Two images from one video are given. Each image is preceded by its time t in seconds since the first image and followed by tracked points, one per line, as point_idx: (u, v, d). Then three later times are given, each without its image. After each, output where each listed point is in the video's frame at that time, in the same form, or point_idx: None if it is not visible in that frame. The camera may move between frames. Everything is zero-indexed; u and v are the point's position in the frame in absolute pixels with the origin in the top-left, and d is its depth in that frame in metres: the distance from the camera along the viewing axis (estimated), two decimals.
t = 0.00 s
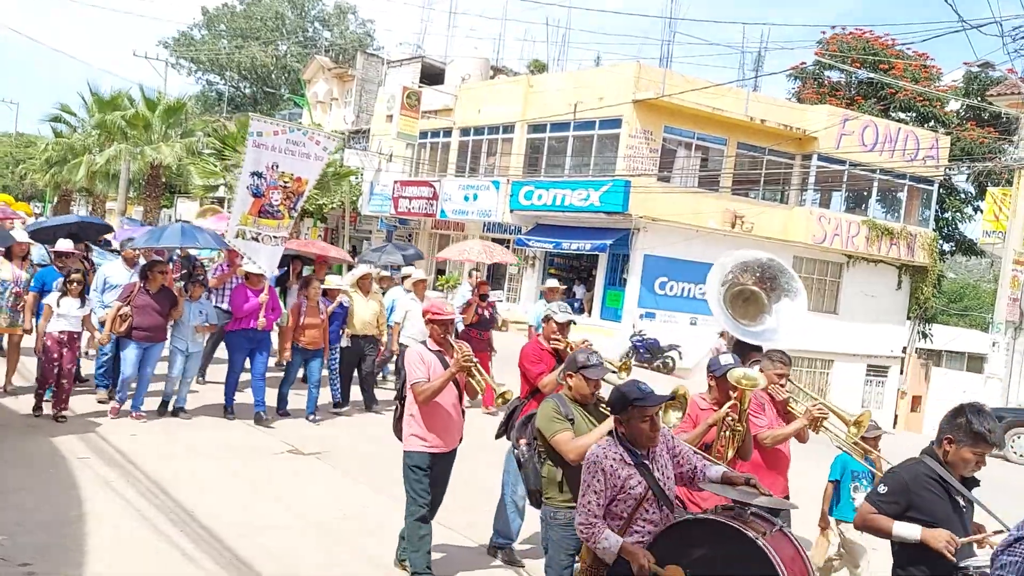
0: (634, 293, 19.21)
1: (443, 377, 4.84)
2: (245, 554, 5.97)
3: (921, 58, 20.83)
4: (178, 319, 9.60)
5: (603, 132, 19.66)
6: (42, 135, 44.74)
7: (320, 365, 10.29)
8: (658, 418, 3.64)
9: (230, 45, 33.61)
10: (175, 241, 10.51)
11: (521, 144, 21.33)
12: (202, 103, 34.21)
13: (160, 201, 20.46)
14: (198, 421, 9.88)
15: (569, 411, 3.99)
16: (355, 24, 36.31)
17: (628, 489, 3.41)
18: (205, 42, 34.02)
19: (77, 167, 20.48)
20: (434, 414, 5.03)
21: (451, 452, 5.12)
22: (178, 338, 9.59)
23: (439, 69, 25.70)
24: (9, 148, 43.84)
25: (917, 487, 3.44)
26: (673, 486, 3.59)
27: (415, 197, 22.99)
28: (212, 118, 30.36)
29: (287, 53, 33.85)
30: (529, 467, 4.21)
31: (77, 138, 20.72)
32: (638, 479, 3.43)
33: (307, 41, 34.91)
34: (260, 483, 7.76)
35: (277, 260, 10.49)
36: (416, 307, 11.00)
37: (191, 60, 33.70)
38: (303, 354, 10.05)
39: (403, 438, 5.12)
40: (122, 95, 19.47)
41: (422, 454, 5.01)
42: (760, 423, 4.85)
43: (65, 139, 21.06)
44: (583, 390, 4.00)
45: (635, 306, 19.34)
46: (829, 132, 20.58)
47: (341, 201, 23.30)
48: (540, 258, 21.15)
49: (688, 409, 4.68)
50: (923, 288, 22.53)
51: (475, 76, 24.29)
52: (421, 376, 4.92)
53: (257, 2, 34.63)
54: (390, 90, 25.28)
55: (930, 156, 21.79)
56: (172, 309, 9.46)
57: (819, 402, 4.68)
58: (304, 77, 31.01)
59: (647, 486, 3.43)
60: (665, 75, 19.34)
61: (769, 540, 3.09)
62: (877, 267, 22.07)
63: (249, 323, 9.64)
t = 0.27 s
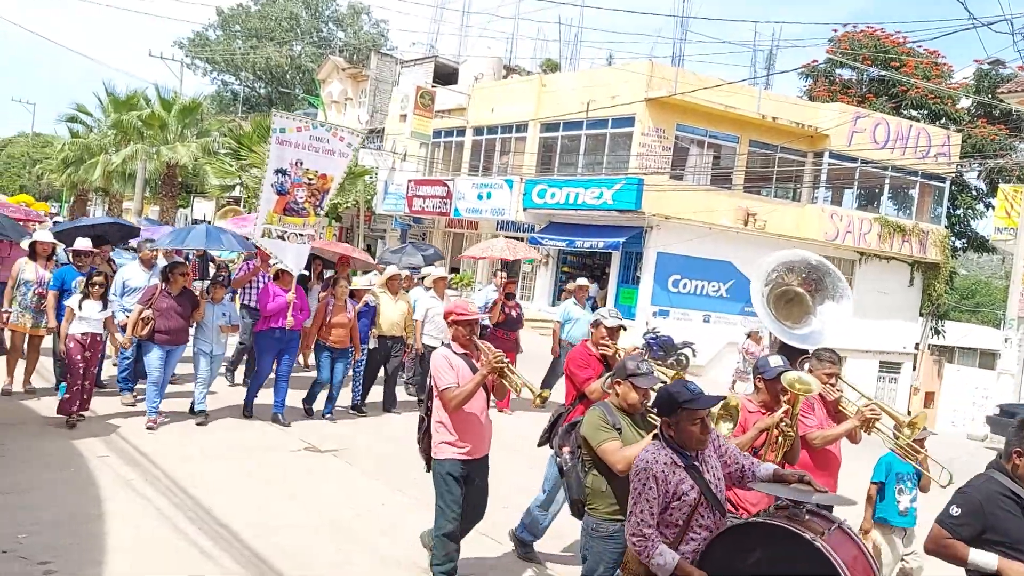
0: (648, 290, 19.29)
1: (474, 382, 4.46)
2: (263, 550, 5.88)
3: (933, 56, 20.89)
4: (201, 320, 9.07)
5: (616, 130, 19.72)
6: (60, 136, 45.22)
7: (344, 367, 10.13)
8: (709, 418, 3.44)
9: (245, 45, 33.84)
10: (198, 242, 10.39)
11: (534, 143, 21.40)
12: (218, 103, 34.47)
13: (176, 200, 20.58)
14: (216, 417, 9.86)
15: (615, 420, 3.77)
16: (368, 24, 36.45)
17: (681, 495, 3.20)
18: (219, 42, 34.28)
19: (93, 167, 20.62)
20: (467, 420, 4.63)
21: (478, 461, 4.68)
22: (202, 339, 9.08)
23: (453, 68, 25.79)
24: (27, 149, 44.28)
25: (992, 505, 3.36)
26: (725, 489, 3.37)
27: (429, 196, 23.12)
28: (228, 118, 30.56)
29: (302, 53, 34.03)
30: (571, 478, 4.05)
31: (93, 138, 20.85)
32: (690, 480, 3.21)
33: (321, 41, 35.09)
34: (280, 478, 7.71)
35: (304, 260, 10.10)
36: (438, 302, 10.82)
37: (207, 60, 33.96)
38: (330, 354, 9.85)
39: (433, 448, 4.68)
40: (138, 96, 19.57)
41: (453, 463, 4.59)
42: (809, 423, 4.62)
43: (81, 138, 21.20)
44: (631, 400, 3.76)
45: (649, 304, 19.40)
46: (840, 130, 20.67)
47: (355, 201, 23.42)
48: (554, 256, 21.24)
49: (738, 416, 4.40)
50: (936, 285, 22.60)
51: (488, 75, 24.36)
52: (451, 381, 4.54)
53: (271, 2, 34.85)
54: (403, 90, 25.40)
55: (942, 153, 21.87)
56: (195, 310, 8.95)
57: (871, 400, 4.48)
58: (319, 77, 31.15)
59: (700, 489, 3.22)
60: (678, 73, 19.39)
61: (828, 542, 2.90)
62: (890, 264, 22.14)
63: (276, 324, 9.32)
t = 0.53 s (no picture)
0: (662, 289, 19.28)
1: (507, 387, 4.35)
2: (281, 551, 5.89)
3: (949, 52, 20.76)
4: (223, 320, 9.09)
5: (630, 129, 19.72)
6: (77, 137, 45.73)
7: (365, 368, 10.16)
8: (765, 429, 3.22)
9: (260, 46, 34.06)
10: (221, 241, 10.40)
11: (548, 142, 21.43)
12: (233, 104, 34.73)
13: (192, 201, 20.73)
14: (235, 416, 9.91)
15: (678, 430, 3.72)
16: (382, 24, 36.58)
17: (733, 508, 2.97)
18: (234, 43, 34.56)
19: (111, 168, 20.80)
20: (499, 425, 4.48)
21: (511, 465, 4.55)
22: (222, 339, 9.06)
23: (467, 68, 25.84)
24: (45, 151, 44.79)
25: None
26: (780, 505, 3.12)
27: (443, 196, 23.22)
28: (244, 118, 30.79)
29: (317, 54, 34.21)
30: (633, 489, 3.95)
31: (110, 140, 21.02)
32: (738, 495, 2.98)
33: (336, 42, 35.25)
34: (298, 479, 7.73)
35: (325, 259, 10.15)
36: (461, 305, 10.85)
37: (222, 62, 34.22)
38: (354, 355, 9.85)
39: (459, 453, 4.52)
40: (154, 97, 19.73)
41: (485, 468, 4.44)
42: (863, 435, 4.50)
43: (99, 140, 21.39)
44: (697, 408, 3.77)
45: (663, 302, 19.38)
46: (856, 128, 20.58)
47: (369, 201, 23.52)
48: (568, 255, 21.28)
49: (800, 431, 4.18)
50: (953, 283, 22.46)
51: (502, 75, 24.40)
52: (483, 383, 4.41)
53: (286, 4, 35.06)
54: (418, 90, 25.49)
55: (959, 150, 21.75)
56: (216, 309, 8.98)
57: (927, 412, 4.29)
58: (333, 78, 31.32)
59: (754, 505, 2.99)
60: (692, 71, 19.34)
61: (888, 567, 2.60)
62: (907, 261, 22.04)
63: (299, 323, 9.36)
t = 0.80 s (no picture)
0: (667, 288, 19.15)
1: (538, 398, 4.13)
2: (287, 552, 5.88)
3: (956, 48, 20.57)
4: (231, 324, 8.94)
5: (635, 128, 19.65)
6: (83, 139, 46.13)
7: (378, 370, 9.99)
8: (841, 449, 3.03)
9: (265, 48, 34.23)
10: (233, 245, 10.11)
11: (553, 142, 21.41)
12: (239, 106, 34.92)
13: (199, 202, 20.84)
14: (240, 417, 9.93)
15: (725, 438, 3.47)
16: (386, 24, 36.70)
17: (802, 529, 2.79)
18: (239, 45, 34.75)
19: (118, 170, 20.95)
20: (523, 434, 4.31)
21: (533, 477, 4.37)
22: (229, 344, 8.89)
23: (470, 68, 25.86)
24: (54, 153, 45.28)
25: None
26: (853, 534, 2.91)
27: (448, 195, 23.27)
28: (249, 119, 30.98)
29: (321, 54, 34.39)
30: (678, 500, 3.71)
31: (118, 141, 21.18)
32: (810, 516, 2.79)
33: (340, 43, 35.37)
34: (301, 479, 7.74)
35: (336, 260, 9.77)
36: (475, 306, 10.94)
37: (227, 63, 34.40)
38: (367, 357, 9.73)
39: (483, 464, 4.34)
40: (160, 99, 19.84)
41: (505, 479, 4.27)
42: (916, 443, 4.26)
43: (106, 142, 21.53)
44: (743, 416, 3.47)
45: (669, 301, 19.22)
46: (862, 125, 20.44)
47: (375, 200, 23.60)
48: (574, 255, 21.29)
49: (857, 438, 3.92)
50: (962, 281, 22.24)
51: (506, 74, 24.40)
52: (509, 393, 4.23)
53: (290, 5, 35.22)
54: (422, 90, 25.54)
55: (967, 147, 21.59)
56: (226, 313, 8.83)
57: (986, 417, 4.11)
58: (338, 78, 31.44)
59: (825, 527, 2.80)
60: (696, 69, 19.23)
61: None
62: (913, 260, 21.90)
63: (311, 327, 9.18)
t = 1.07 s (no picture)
0: (665, 286, 19.16)
1: (574, 399, 4.11)
2: (286, 549, 5.90)
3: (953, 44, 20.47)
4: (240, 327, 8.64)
5: (632, 126, 19.64)
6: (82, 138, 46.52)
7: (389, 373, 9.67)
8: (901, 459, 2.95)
9: (263, 47, 34.42)
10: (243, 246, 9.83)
11: (550, 140, 21.43)
12: (238, 105, 35.14)
13: (198, 202, 20.97)
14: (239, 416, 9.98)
15: (765, 459, 3.33)
16: (383, 23, 36.80)
17: (852, 540, 2.74)
18: (237, 45, 34.97)
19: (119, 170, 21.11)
20: (557, 442, 4.25)
21: (569, 488, 4.28)
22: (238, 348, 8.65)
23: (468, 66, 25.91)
24: (54, 153, 45.73)
25: None
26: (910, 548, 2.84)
27: (445, 194, 23.33)
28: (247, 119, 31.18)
29: (318, 54, 34.60)
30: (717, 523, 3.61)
31: (118, 142, 21.33)
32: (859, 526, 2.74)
33: (337, 42, 35.52)
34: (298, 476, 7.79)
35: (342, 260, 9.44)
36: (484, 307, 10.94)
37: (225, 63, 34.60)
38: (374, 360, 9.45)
39: (518, 474, 4.25)
40: (159, 99, 19.96)
41: (541, 489, 4.18)
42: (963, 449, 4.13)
43: (106, 143, 21.69)
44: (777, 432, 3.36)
45: (667, 299, 19.28)
46: (862, 122, 20.32)
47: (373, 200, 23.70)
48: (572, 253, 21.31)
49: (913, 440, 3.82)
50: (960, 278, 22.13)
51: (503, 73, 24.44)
52: (546, 397, 4.16)
53: (287, 5, 35.39)
54: (419, 89, 25.62)
55: (967, 143, 21.48)
56: (234, 315, 8.55)
57: None
58: (335, 78, 31.60)
59: (877, 539, 2.74)
60: (693, 66, 19.18)
61: None
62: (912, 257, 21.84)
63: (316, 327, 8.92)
